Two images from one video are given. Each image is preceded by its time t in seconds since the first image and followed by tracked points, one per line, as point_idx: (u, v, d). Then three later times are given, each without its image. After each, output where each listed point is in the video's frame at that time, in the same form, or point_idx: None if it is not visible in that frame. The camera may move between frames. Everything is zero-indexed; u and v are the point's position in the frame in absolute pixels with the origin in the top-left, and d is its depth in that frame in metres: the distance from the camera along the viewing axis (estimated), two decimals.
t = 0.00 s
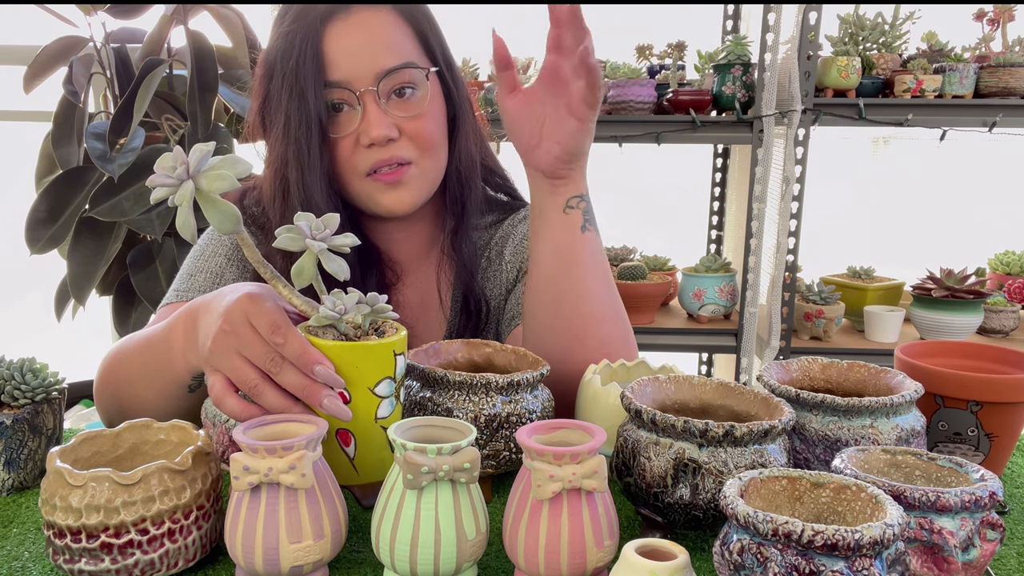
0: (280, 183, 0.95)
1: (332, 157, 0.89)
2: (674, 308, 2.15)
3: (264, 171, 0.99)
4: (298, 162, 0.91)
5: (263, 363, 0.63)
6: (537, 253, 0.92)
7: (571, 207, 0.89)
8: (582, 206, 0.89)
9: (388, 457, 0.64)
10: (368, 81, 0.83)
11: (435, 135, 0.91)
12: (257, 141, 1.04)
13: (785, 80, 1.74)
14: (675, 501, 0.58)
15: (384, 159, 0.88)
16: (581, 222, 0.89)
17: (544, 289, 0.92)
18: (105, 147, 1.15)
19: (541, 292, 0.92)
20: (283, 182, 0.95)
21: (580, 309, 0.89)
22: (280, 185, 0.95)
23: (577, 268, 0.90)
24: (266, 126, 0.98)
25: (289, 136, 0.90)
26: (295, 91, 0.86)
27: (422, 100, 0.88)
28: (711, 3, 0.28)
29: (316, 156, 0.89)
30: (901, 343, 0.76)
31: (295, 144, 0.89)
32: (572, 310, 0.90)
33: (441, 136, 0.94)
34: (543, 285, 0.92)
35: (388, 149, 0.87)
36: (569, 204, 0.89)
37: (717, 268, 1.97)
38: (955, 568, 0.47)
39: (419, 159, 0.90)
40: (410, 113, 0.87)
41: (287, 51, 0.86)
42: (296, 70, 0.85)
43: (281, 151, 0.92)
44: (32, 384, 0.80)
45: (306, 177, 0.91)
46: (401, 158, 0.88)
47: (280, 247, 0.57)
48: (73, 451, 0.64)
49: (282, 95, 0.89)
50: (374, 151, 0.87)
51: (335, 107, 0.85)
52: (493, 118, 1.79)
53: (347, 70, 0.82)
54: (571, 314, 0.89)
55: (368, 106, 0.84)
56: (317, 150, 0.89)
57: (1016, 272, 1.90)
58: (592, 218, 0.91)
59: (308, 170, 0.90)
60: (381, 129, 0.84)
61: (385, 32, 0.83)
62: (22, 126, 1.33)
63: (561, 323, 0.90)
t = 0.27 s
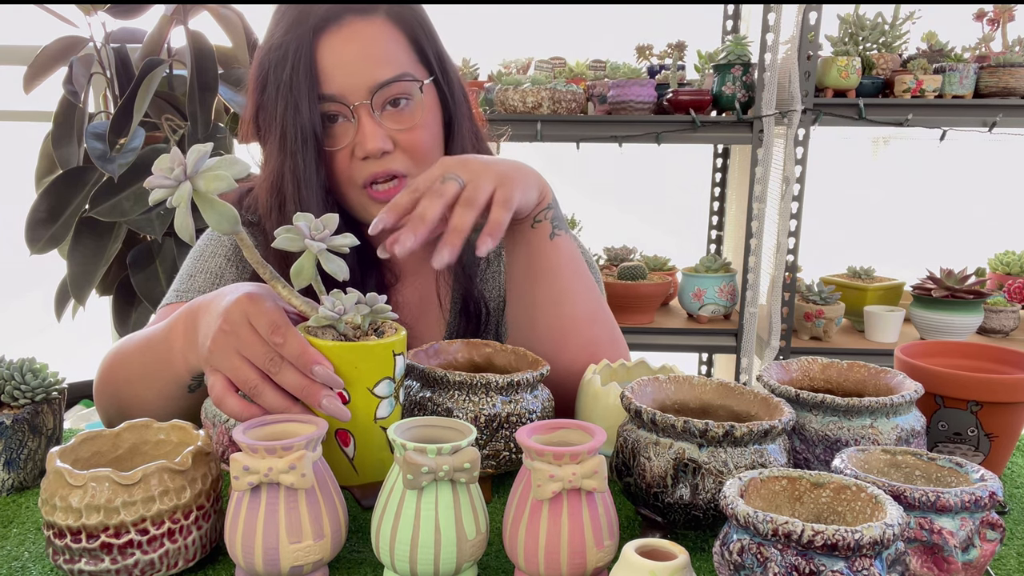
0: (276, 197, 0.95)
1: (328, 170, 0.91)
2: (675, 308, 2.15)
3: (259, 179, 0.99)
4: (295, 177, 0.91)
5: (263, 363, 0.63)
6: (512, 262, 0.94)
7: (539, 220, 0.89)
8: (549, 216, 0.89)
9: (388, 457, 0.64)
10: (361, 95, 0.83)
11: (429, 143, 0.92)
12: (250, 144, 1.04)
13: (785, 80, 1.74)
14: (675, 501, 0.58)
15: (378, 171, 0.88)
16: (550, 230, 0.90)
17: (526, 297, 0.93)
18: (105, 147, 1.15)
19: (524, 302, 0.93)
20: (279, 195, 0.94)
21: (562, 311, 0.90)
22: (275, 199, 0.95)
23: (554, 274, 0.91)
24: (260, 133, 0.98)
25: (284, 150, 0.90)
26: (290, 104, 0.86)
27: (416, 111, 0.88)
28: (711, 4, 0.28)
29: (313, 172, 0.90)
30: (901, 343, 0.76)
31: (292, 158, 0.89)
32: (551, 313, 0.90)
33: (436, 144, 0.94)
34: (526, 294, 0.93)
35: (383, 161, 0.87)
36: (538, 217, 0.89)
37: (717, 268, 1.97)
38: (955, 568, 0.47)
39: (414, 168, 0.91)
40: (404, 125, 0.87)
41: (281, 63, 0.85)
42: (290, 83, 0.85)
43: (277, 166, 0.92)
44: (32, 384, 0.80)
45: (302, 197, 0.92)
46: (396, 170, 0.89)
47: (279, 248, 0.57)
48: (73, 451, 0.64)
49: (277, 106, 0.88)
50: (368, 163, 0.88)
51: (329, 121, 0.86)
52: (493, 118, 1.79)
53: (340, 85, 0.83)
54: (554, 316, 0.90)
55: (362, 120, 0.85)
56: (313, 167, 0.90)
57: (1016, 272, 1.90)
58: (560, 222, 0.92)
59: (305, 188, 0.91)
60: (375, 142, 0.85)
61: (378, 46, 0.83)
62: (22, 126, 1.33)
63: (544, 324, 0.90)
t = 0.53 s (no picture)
0: (272, 192, 0.95)
1: (325, 165, 0.90)
2: (674, 308, 2.15)
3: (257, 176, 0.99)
4: (291, 173, 0.91)
5: (262, 363, 0.63)
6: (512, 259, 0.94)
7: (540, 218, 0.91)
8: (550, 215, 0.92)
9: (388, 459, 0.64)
10: (358, 90, 0.83)
11: (426, 140, 0.92)
12: (248, 144, 1.04)
13: (785, 79, 1.74)
14: (675, 501, 0.58)
15: (374, 166, 0.88)
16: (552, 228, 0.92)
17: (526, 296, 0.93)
18: (105, 147, 1.15)
19: (524, 300, 0.92)
20: (275, 189, 0.94)
21: (563, 310, 0.90)
22: (271, 193, 0.95)
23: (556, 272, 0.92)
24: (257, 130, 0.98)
25: (280, 145, 0.89)
26: (285, 99, 0.86)
27: (412, 106, 0.88)
28: (710, 4, 0.28)
29: (309, 167, 0.90)
30: (901, 343, 0.76)
31: (287, 152, 0.89)
32: (551, 311, 0.90)
33: (432, 141, 0.94)
34: (528, 293, 0.92)
35: (379, 156, 0.87)
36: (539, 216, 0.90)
37: (717, 268, 1.97)
38: (955, 568, 0.47)
39: (410, 164, 0.91)
40: (399, 119, 0.87)
41: (277, 59, 0.85)
42: (287, 78, 0.84)
43: (273, 161, 0.92)
44: (32, 383, 0.80)
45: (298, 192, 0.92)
46: (392, 165, 0.88)
47: (280, 249, 0.56)
48: (73, 451, 0.64)
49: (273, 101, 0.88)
50: (364, 158, 0.87)
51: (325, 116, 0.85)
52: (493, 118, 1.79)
53: (337, 79, 0.83)
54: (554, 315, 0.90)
55: (358, 115, 0.84)
56: (310, 163, 0.89)
57: (1016, 272, 1.90)
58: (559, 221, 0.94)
59: (301, 182, 0.91)
60: (371, 136, 0.84)
61: (376, 42, 0.83)
62: (22, 126, 1.33)
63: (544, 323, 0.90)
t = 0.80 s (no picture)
0: (272, 188, 0.96)
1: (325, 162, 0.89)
2: (674, 308, 2.15)
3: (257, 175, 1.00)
4: (291, 168, 0.92)
5: (262, 364, 0.63)
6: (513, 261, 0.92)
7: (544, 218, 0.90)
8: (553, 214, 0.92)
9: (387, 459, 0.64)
10: (358, 86, 0.81)
11: (426, 138, 0.90)
12: (249, 144, 1.04)
13: (785, 80, 1.74)
14: (675, 501, 0.58)
15: (374, 164, 0.86)
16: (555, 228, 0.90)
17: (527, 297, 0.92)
18: (105, 147, 1.15)
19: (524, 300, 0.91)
20: (275, 185, 0.95)
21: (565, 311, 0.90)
22: (271, 189, 0.96)
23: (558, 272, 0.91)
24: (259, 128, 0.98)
25: (281, 141, 0.90)
26: (286, 94, 0.86)
27: (412, 105, 0.86)
28: (710, 4, 0.28)
29: (309, 162, 0.90)
30: (901, 343, 0.76)
31: (289, 148, 0.90)
32: (552, 311, 0.90)
33: (432, 139, 0.92)
34: (530, 294, 0.92)
35: (379, 154, 0.85)
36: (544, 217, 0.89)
37: (717, 268, 1.97)
38: (955, 568, 0.47)
39: (410, 162, 0.89)
40: (400, 117, 0.85)
41: (279, 56, 0.86)
42: (288, 75, 0.85)
43: (274, 157, 0.93)
44: (32, 384, 0.80)
45: (298, 185, 0.92)
46: (392, 163, 0.86)
47: (279, 250, 0.56)
48: (73, 451, 0.64)
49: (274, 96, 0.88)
50: (365, 155, 0.85)
51: (324, 112, 0.83)
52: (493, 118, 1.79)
53: (338, 76, 0.81)
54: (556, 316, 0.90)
55: (358, 113, 0.82)
56: (310, 158, 0.89)
57: (1016, 272, 1.90)
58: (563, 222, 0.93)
59: (301, 176, 0.91)
60: (371, 133, 0.82)
61: (376, 39, 0.81)
62: (22, 126, 1.33)
63: (545, 324, 0.90)
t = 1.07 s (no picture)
0: (273, 185, 0.96)
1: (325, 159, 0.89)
2: (674, 308, 2.15)
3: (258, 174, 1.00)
4: (292, 165, 0.91)
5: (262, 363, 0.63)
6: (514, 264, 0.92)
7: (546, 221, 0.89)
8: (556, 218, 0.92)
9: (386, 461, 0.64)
10: (359, 84, 0.81)
11: (427, 138, 0.90)
12: (251, 143, 1.04)
13: (785, 80, 1.74)
14: (675, 501, 0.58)
15: (374, 161, 0.86)
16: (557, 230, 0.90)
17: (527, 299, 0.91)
18: (105, 147, 1.15)
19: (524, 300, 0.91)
20: (276, 183, 0.95)
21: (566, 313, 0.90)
22: (273, 187, 0.96)
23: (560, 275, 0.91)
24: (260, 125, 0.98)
25: (283, 138, 0.90)
26: (288, 92, 0.86)
27: (414, 103, 0.86)
28: (710, 3, 0.28)
29: (310, 159, 0.89)
30: (901, 343, 0.76)
31: (290, 145, 0.90)
32: (552, 312, 0.90)
33: (433, 138, 0.92)
34: (530, 296, 0.91)
35: (379, 151, 0.85)
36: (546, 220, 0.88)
37: (717, 268, 1.97)
38: (955, 568, 0.47)
39: (410, 161, 0.89)
40: (402, 115, 0.85)
41: (280, 54, 0.86)
42: (289, 73, 0.85)
43: (274, 154, 0.93)
44: (32, 384, 0.80)
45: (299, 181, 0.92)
46: (394, 161, 0.86)
47: (279, 250, 0.56)
48: (73, 451, 0.64)
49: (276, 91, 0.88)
50: (365, 153, 0.85)
51: (326, 110, 0.84)
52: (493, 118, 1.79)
53: (340, 73, 0.81)
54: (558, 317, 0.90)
55: (360, 110, 0.82)
56: (311, 155, 0.89)
57: (1016, 272, 1.90)
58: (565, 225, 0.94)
59: (301, 172, 0.91)
60: (372, 131, 0.82)
61: (377, 37, 0.81)
62: (22, 126, 1.33)
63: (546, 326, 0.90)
